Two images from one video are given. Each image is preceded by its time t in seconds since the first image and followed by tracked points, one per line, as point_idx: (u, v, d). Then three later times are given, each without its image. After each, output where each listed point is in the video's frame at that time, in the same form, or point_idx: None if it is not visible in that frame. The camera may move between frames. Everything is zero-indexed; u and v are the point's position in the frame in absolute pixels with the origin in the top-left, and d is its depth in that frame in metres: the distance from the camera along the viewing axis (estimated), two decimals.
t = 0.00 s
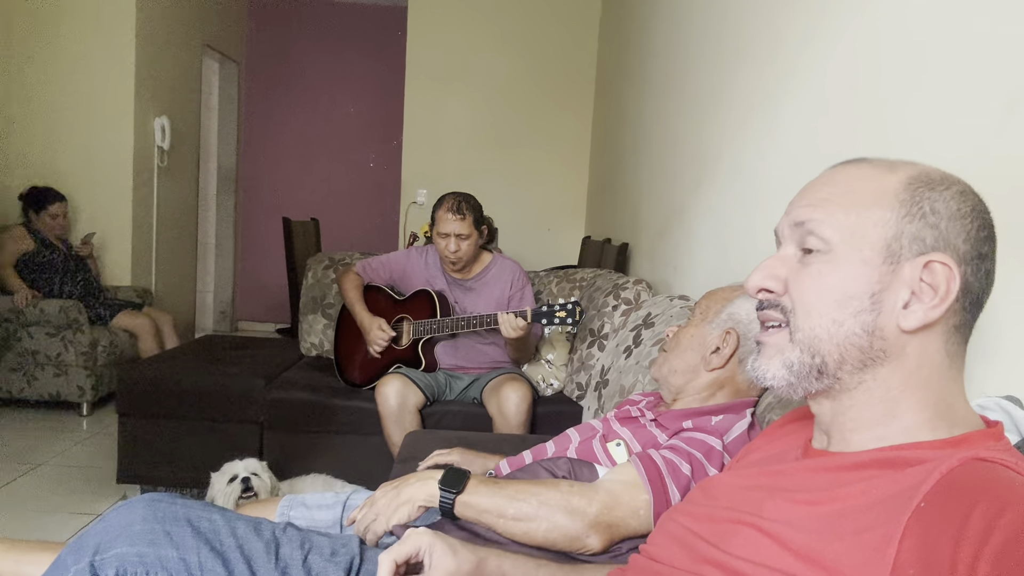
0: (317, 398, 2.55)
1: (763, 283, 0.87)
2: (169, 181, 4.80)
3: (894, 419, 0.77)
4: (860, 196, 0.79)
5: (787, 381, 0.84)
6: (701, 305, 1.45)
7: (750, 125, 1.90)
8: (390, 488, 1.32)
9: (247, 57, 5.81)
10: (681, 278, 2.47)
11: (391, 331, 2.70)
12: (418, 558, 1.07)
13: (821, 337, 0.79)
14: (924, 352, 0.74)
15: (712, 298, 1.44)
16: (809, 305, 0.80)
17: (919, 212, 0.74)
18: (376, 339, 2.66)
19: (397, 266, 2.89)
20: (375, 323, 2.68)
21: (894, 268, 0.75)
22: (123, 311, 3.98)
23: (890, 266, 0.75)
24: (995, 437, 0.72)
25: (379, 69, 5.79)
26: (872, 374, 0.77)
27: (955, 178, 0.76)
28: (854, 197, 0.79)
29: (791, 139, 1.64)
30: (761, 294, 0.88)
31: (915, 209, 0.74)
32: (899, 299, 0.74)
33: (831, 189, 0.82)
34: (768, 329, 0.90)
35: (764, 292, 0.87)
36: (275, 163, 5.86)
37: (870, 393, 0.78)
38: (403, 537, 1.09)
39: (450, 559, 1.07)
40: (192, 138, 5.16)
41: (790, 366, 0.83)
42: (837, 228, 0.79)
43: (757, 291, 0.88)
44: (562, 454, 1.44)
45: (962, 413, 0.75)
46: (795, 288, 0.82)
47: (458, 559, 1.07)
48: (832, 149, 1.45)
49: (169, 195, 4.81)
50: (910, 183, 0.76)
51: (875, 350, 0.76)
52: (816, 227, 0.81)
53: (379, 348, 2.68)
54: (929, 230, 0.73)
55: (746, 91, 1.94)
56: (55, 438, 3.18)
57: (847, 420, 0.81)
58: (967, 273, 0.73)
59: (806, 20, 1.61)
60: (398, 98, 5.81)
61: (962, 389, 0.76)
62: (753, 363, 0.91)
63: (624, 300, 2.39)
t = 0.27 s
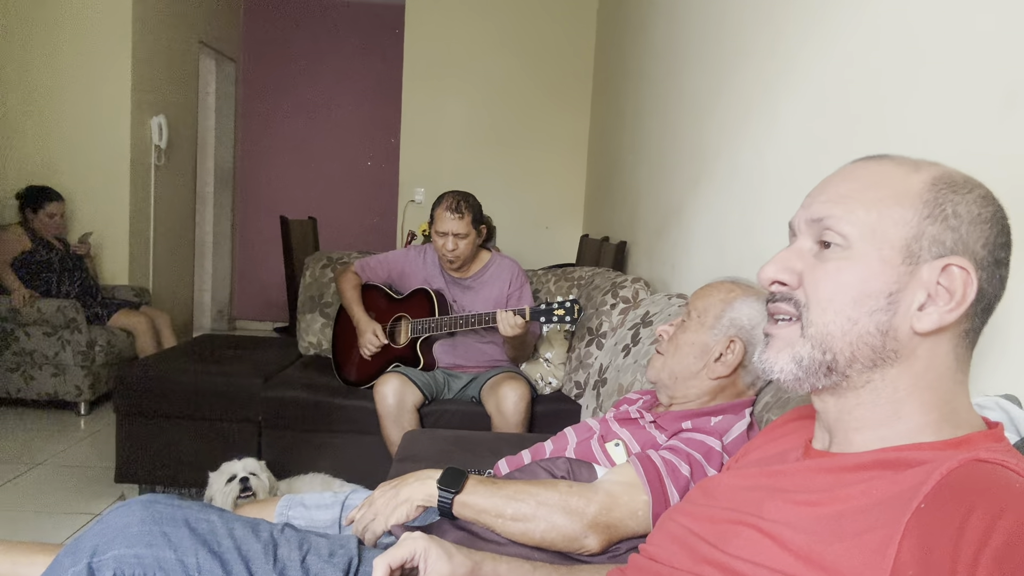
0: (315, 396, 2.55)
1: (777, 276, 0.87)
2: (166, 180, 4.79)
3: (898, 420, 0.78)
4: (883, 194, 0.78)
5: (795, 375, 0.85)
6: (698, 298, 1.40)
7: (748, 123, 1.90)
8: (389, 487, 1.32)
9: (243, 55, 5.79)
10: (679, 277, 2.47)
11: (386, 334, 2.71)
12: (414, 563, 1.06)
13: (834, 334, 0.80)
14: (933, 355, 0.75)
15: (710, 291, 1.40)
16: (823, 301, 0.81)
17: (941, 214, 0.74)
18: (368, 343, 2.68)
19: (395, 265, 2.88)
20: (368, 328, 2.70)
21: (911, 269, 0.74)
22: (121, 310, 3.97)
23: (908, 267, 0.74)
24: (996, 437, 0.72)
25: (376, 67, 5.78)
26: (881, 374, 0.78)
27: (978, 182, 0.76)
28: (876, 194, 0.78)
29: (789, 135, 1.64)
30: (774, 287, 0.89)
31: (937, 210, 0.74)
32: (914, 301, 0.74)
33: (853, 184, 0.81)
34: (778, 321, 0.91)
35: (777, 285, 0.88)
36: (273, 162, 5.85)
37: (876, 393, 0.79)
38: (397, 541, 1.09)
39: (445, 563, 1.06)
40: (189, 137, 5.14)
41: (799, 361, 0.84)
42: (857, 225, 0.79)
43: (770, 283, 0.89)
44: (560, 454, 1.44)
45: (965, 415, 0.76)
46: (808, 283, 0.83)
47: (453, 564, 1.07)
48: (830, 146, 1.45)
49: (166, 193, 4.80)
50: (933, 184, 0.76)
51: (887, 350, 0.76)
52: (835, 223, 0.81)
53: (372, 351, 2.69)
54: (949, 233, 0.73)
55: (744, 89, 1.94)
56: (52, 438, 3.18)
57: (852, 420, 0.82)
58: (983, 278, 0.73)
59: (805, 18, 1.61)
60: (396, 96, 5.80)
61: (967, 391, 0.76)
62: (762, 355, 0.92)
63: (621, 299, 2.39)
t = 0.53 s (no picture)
0: (313, 395, 2.55)
1: (789, 267, 0.87)
2: (164, 178, 4.78)
3: (903, 419, 0.78)
4: (904, 190, 0.77)
5: (801, 367, 0.85)
6: (698, 298, 1.37)
7: (747, 120, 1.90)
8: (387, 484, 1.31)
9: (241, 52, 5.78)
10: (677, 274, 2.47)
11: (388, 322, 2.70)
12: (413, 560, 1.06)
13: (844, 328, 0.80)
14: (941, 354, 0.75)
15: (711, 291, 1.36)
16: (833, 294, 0.81)
17: (960, 214, 0.74)
18: (374, 323, 2.68)
19: (393, 262, 2.88)
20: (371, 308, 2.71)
21: (926, 268, 0.74)
22: (118, 308, 3.96)
23: (923, 265, 0.75)
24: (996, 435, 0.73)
25: (374, 65, 5.77)
26: (887, 370, 0.78)
27: (998, 184, 0.76)
28: (895, 189, 0.78)
29: (789, 131, 1.64)
30: (784, 278, 0.88)
31: (956, 209, 0.74)
32: (926, 300, 0.75)
33: (872, 178, 0.81)
34: (785, 312, 0.91)
35: (788, 276, 0.87)
36: (270, 160, 5.84)
37: (882, 390, 0.79)
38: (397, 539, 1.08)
39: (445, 561, 1.06)
40: (187, 135, 5.13)
41: (805, 354, 0.84)
42: (873, 220, 0.78)
43: (781, 274, 0.88)
44: (559, 452, 1.44)
45: (966, 413, 0.76)
46: (820, 276, 0.83)
47: (452, 561, 1.06)
48: (831, 142, 1.45)
49: (164, 191, 4.79)
50: (953, 183, 0.75)
51: (896, 346, 0.76)
52: (852, 217, 0.81)
53: (380, 333, 2.69)
54: (967, 233, 0.73)
55: (744, 85, 1.93)
56: (50, 437, 3.17)
57: (855, 416, 0.82)
58: (995, 281, 0.73)
59: (806, 14, 1.60)
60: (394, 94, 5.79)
61: (970, 390, 0.77)
62: (767, 346, 0.92)
63: (620, 296, 2.40)
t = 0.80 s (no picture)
0: (311, 392, 2.54)
1: (797, 260, 0.87)
2: (160, 174, 4.77)
3: (905, 417, 0.78)
4: (916, 187, 0.77)
5: (804, 359, 0.85)
6: (709, 300, 1.34)
7: (745, 116, 1.89)
8: (386, 481, 1.32)
9: (237, 48, 5.76)
10: (676, 270, 2.47)
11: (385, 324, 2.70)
12: (413, 559, 1.06)
13: (849, 322, 0.80)
14: (946, 353, 0.75)
15: (723, 293, 1.34)
16: (839, 288, 0.81)
17: (970, 212, 0.73)
18: (370, 327, 2.67)
19: (391, 259, 2.87)
20: (367, 312, 2.69)
21: (934, 265, 0.74)
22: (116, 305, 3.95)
23: (931, 263, 0.74)
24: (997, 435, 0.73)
25: (371, 60, 5.75)
26: (891, 367, 0.78)
27: (1012, 184, 0.75)
28: (907, 186, 0.78)
29: (788, 126, 1.64)
30: (792, 271, 0.89)
31: (966, 208, 0.73)
32: (932, 297, 0.74)
33: (884, 174, 0.81)
34: (793, 305, 0.91)
35: (796, 269, 0.88)
36: (268, 156, 5.82)
37: (886, 387, 0.79)
38: (396, 537, 1.08)
39: (443, 560, 1.06)
40: (183, 131, 5.11)
41: (810, 346, 0.84)
42: (883, 215, 0.78)
43: (789, 267, 0.89)
44: (558, 450, 1.44)
45: (966, 412, 0.77)
46: (827, 270, 0.83)
47: (451, 560, 1.06)
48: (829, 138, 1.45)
49: (160, 188, 4.77)
50: (965, 181, 0.75)
51: (901, 342, 0.76)
52: (862, 212, 0.81)
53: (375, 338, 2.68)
54: (977, 232, 0.73)
55: (743, 81, 1.93)
56: (48, 434, 3.17)
57: (859, 413, 0.82)
58: (1004, 282, 0.72)
59: (805, 10, 1.59)
60: (391, 90, 5.77)
61: (974, 389, 0.77)
62: (773, 338, 0.92)
63: (618, 293, 2.40)
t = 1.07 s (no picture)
0: (309, 390, 2.54)
1: (799, 259, 0.87)
2: (158, 172, 4.76)
3: (906, 417, 0.78)
4: (920, 187, 0.77)
5: (805, 357, 0.85)
6: (724, 304, 1.33)
7: (745, 114, 1.89)
8: (383, 481, 1.32)
9: (235, 45, 5.74)
10: (675, 268, 2.47)
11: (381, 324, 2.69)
12: (410, 558, 1.06)
13: (850, 321, 0.80)
14: (950, 354, 0.75)
15: (739, 296, 1.32)
16: (842, 287, 0.81)
17: (974, 212, 0.73)
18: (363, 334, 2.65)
19: (390, 257, 2.87)
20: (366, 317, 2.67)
21: (937, 265, 0.74)
22: (113, 303, 3.94)
23: (933, 262, 0.74)
24: (998, 436, 0.73)
25: (369, 57, 5.73)
26: (893, 367, 0.78)
27: (1017, 187, 0.74)
28: (912, 185, 0.77)
29: (788, 124, 1.63)
30: (795, 269, 0.89)
31: (970, 207, 0.73)
32: (935, 297, 0.74)
33: (889, 174, 0.81)
34: (795, 304, 0.91)
35: (799, 268, 0.88)
36: (265, 153, 5.81)
37: (888, 387, 0.79)
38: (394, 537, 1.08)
39: (442, 560, 1.05)
40: (181, 128, 5.10)
41: (811, 344, 0.84)
42: (887, 215, 0.78)
43: (792, 265, 0.89)
44: (557, 448, 1.44)
45: (965, 413, 0.76)
46: (830, 269, 0.83)
47: (450, 561, 1.06)
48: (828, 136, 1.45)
49: (158, 184, 4.76)
50: (970, 182, 0.74)
51: (902, 342, 0.76)
52: (865, 211, 0.81)
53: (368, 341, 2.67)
54: (980, 231, 0.72)
55: (742, 80, 1.92)
56: (45, 431, 3.16)
57: (860, 412, 0.82)
58: (1008, 283, 0.72)
59: (806, 8, 1.59)
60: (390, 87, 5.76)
61: (975, 390, 0.77)
62: (774, 337, 0.92)
63: (617, 291, 2.40)
